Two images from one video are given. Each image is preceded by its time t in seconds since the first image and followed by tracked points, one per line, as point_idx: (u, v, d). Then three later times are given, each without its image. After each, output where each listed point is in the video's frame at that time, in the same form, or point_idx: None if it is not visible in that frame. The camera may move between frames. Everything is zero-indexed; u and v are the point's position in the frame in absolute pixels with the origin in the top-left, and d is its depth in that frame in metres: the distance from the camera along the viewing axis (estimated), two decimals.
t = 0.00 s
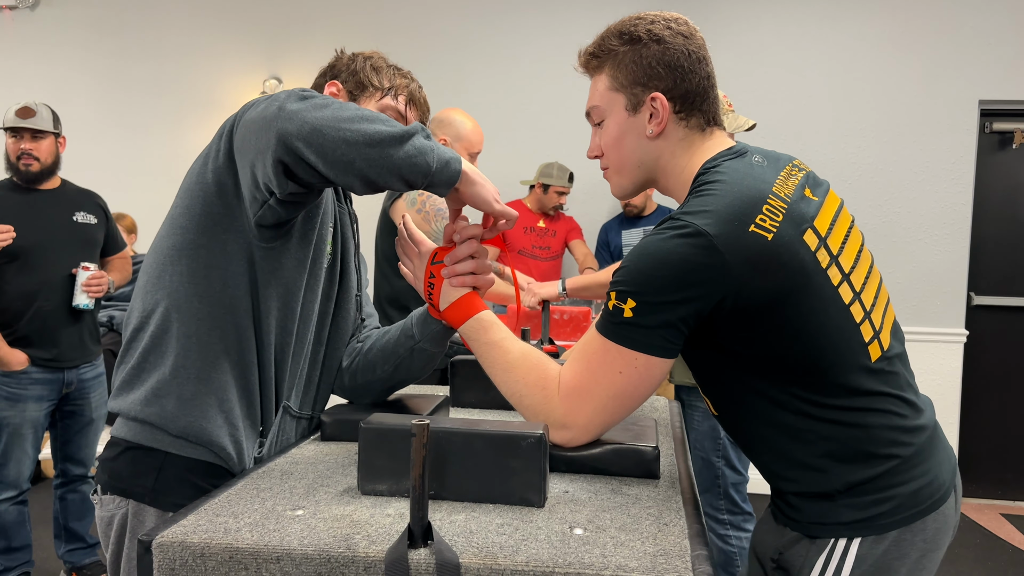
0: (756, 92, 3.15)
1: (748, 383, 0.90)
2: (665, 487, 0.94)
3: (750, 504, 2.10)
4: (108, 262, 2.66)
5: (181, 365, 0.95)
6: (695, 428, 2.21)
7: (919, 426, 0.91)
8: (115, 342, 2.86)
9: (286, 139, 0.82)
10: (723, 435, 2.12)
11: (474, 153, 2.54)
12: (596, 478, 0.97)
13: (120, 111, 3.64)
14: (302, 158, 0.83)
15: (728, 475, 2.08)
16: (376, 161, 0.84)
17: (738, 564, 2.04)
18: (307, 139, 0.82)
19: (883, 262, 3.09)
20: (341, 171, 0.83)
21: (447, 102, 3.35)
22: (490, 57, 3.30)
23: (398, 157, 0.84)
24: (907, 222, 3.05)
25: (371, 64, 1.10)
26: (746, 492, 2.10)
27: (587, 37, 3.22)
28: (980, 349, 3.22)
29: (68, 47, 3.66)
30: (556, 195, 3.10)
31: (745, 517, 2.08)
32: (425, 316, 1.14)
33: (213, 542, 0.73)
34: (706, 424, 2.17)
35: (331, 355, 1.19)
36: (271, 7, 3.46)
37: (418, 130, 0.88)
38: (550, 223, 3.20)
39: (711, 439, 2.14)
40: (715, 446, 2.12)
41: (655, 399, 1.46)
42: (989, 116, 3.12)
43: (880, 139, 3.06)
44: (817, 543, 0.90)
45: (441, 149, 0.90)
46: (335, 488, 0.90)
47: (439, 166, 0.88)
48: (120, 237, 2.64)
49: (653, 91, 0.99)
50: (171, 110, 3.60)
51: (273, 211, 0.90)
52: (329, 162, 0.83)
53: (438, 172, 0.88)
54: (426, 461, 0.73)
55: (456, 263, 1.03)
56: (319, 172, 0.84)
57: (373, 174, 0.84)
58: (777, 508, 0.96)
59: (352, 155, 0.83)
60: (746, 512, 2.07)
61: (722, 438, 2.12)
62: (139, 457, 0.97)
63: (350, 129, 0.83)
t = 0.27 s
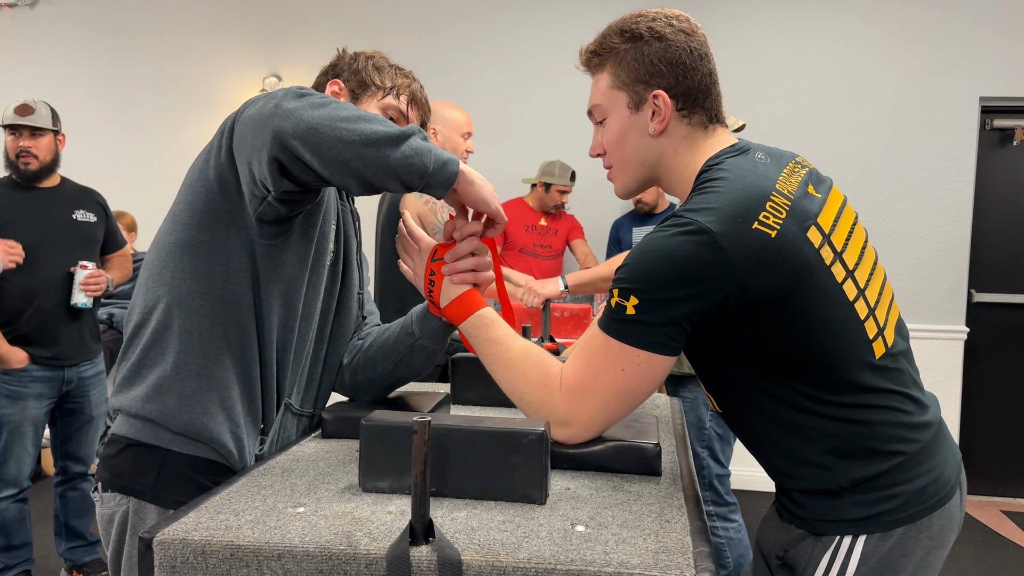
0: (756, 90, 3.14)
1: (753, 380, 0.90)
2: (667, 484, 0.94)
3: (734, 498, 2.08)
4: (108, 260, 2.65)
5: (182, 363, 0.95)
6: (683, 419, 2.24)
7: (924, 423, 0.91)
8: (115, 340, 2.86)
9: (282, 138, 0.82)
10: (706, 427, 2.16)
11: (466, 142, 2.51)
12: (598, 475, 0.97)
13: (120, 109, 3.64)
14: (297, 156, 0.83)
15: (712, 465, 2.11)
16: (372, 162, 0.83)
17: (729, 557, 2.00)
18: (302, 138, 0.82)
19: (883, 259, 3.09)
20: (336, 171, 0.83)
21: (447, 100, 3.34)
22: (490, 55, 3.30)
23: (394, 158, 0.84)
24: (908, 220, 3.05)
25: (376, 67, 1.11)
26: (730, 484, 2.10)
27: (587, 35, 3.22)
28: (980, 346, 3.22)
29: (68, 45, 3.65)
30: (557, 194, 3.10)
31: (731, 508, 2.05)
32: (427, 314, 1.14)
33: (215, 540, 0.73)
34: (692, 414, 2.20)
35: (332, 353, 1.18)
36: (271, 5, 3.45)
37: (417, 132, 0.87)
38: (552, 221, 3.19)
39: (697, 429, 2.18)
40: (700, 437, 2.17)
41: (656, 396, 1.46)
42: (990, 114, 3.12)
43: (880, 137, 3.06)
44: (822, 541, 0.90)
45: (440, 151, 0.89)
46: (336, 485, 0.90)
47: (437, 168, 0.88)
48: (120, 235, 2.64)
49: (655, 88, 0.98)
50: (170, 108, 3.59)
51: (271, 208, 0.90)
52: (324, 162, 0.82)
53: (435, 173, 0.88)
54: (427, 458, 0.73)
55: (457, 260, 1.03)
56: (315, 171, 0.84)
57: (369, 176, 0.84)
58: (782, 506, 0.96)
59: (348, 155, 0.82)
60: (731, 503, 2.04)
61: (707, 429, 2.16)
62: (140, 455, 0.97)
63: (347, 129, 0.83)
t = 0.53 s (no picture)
0: (756, 88, 3.14)
1: (754, 379, 0.90)
2: (665, 483, 0.94)
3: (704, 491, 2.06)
4: (108, 260, 2.65)
5: (180, 362, 0.95)
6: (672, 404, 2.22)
7: (924, 421, 0.91)
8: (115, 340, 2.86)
9: (278, 133, 0.81)
10: (690, 415, 2.12)
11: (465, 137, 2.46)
12: (596, 474, 0.97)
13: (119, 108, 3.63)
14: (294, 152, 0.82)
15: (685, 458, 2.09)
16: (369, 158, 0.83)
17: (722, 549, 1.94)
18: (299, 134, 0.81)
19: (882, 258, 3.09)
20: (333, 167, 0.83)
21: (446, 99, 3.34)
22: (489, 53, 3.29)
23: (392, 155, 0.84)
24: (907, 218, 3.05)
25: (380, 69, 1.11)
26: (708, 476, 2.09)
27: (585, 34, 3.22)
28: (979, 345, 3.22)
29: (66, 44, 3.65)
30: (558, 192, 3.11)
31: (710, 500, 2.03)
32: (427, 313, 1.14)
33: (213, 539, 0.73)
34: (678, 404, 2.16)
35: (331, 352, 1.18)
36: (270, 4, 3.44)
37: (416, 130, 0.87)
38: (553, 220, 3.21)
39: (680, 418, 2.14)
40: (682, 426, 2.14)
41: (654, 395, 1.46)
42: (989, 112, 3.11)
43: (880, 135, 3.06)
44: (822, 540, 0.89)
45: (439, 151, 0.90)
46: (334, 484, 0.90)
47: (435, 167, 0.88)
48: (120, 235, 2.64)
49: (655, 87, 0.98)
50: (168, 107, 3.59)
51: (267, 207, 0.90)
52: (321, 158, 0.82)
53: (433, 172, 0.88)
54: (426, 457, 0.72)
55: (458, 257, 1.03)
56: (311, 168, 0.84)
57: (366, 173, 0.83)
58: (782, 505, 0.96)
59: (345, 151, 0.82)
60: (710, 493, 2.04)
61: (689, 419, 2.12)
62: (138, 454, 0.97)
63: (344, 125, 0.82)
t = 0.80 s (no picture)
0: (755, 88, 3.14)
1: (755, 377, 0.90)
2: (666, 481, 0.94)
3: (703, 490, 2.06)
4: (107, 259, 2.65)
5: (179, 362, 0.95)
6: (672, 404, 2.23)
7: (925, 419, 0.91)
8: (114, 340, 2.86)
9: (273, 139, 0.82)
10: (689, 413, 2.14)
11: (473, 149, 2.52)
12: (597, 472, 0.97)
13: (118, 108, 3.63)
14: (290, 159, 0.83)
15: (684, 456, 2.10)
16: (363, 161, 0.83)
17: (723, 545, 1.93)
18: (294, 141, 0.82)
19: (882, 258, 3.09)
20: (329, 173, 0.83)
21: (445, 99, 3.34)
22: (488, 53, 3.30)
23: (385, 157, 0.84)
24: (906, 218, 3.05)
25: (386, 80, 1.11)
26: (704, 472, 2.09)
27: (585, 34, 3.22)
28: (978, 345, 3.22)
29: (65, 45, 3.65)
30: (558, 192, 3.12)
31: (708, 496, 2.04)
32: (426, 311, 1.14)
33: (213, 538, 0.73)
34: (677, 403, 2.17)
35: (330, 351, 1.18)
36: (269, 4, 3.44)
37: (407, 130, 0.87)
38: (553, 219, 3.22)
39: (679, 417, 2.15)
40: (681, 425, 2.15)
41: (655, 394, 1.46)
42: (988, 112, 3.12)
43: (879, 135, 3.06)
44: (824, 538, 0.90)
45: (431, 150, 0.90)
46: (335, 483, 0.90)
47: (428, 167, 0.88)
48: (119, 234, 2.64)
49: (656, 87, 0.98)
50: (168, 107, 3.59)
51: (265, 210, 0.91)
52: (317, 163, 0.83)
53: (426, 172, 0.88)
54: (426, 455, 0.72)
55: (460, 257, 1.04)
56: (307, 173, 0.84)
57: (361, 176, 0.84)
58: (783, 504, 0.96)
59: (340, 156, 0.83)
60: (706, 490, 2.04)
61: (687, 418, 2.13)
62: (138, 453, 0.97)
63: (338, 130, 0.83)
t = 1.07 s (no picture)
0: (754, 89, 3.14)
1: (755, 377, 0.90)
2: (664, 481, 0.94)
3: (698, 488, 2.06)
4: (107, 260, 2.65)
5: (179, 361, 0.95)
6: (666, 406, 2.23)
7: (926, 419, 0.91)
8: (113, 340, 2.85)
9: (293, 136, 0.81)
10: (686, 414, 2.14)
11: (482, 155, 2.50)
12: (596, 472, 0.97)
13: (117, 109, 3.63)
14: (312, 147, 0.83)
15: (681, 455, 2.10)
16: (371, 122, 0.84)
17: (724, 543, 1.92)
18: (310, 127, 0.81)
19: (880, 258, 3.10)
20: (349, 143, 0.84)
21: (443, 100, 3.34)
22: (487, 53, 3.29)
23: (379, 108, 0.84)
24: (905, 218, 3.06)
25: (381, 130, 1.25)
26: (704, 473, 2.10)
27: (583, 34, 3.22)
28: (976, 345, 3.23)
29: (65, 46, 3.64)
30: (558, 189, 3.12)
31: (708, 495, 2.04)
32: (412, 308, 1.13)
33: (212, 538, 0.73)
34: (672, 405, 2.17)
35: (327, 351, 1.19)
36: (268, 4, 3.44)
37: (380, 76, 0.86)
38: (553, 218, 3.23)
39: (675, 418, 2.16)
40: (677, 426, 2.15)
41: (653, 394, 1.46)
42: (987, 112, 3.12)
43: (878, 135, 3.06)
44: (824, 538, 0.90)
45: (403, 81, 0.89)
46: (333, 484, 0.90)
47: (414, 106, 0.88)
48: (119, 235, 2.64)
49: (657, 88, 0.98)
50: (167, 108, 3.59)
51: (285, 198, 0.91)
52: (337, 139, 0.83)
53: (411, 108, 0.88)
54: (425, 456, 0.72)
55: (457, 260, 1.02)
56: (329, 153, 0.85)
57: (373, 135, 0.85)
58: (783, 504, 0.96)
59: (352, 126, 0.83)
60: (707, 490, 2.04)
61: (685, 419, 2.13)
62: (136, 454, 0.97)
63: (334, 99, 0.83)
